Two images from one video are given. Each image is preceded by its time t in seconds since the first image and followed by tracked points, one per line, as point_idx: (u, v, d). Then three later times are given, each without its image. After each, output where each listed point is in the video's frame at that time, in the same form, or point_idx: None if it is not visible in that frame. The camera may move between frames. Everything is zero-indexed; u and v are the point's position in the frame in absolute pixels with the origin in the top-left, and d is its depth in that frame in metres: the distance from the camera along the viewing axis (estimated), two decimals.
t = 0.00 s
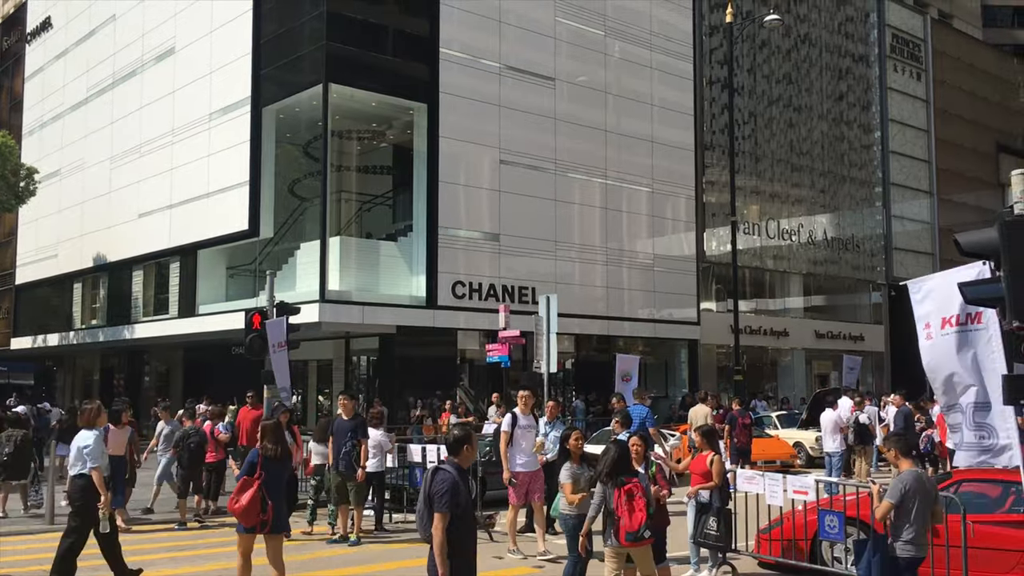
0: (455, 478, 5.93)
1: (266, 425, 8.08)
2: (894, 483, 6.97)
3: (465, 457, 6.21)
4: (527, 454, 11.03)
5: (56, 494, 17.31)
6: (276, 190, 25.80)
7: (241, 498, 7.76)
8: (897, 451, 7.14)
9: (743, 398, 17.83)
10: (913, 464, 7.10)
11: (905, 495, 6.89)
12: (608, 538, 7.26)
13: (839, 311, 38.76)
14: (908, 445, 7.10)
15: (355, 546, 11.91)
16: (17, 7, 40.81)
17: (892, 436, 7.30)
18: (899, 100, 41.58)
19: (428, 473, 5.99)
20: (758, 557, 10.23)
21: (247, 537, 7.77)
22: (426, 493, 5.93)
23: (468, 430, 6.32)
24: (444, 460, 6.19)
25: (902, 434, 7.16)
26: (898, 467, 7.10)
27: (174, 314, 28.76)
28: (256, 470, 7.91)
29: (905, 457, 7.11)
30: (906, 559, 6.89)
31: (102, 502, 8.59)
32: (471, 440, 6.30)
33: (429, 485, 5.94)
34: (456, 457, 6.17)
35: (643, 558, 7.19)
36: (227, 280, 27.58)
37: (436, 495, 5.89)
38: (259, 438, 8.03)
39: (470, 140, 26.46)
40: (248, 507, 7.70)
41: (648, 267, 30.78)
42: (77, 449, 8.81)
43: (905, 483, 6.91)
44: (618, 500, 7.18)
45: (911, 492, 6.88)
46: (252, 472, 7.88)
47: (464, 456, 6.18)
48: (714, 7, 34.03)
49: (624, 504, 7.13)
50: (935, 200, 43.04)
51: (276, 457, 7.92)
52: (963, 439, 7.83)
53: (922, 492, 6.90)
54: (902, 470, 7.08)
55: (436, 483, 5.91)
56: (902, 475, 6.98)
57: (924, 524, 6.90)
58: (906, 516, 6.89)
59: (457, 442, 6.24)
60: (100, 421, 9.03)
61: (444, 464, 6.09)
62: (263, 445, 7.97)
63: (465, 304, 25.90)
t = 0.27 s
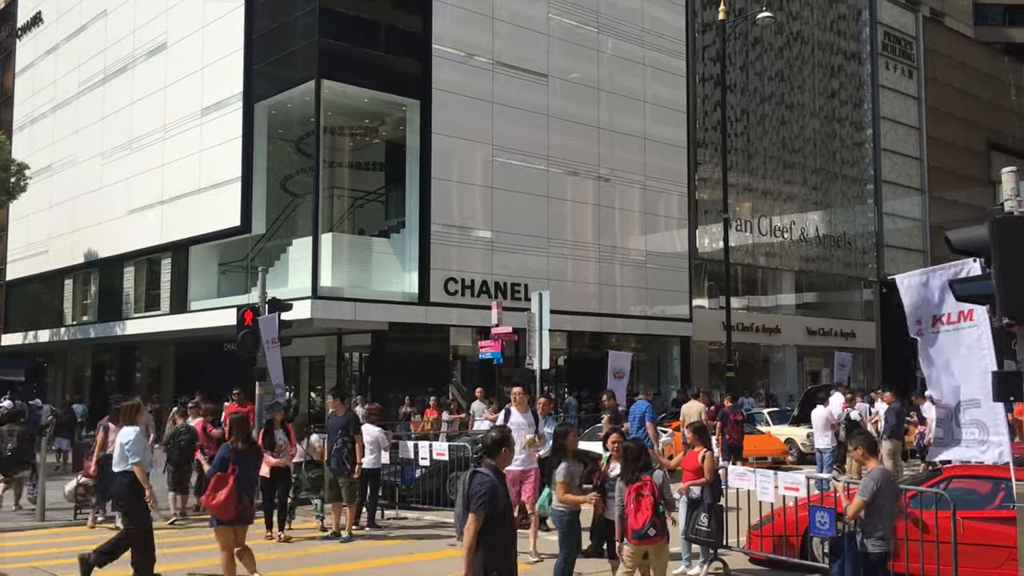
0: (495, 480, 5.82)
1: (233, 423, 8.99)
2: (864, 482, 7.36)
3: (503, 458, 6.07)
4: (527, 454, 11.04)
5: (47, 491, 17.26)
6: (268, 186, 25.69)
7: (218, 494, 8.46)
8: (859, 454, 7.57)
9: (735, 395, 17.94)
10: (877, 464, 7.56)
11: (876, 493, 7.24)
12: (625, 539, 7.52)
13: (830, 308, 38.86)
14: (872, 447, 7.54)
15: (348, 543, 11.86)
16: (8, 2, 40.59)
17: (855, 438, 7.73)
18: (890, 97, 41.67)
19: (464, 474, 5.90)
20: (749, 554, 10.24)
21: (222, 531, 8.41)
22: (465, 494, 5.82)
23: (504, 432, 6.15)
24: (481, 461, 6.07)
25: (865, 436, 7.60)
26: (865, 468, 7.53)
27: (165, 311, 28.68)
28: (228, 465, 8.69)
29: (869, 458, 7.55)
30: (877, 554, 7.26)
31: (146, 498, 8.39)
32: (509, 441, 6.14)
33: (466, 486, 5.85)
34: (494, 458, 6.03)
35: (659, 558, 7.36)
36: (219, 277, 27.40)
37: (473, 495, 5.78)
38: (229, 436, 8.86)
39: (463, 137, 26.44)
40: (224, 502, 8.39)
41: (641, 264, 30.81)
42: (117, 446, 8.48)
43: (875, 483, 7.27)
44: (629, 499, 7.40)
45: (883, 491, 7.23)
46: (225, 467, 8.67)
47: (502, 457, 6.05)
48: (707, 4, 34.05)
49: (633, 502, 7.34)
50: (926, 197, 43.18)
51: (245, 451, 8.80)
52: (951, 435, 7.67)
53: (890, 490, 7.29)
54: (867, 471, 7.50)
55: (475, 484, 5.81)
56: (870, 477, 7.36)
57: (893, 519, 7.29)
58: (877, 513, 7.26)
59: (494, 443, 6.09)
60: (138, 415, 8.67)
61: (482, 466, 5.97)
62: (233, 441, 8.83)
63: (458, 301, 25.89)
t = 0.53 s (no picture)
0: (529, 476, 5.73)
1: (200, 414, 8.91)
2: (828, 474, 7.64)
3: (536, 450, 5.96)
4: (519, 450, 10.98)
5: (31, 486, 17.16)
6: (255, 181, 25.65)
7: (190, 485, 8.42)
8: (822, 444, 7.71)
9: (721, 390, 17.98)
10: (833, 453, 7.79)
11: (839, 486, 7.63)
12: (624, 530, 7.75)
13: (817, 304, 39.02)
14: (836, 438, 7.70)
15: (335, 538, 11.85)
16: None
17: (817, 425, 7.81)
18: (877, 95, 41.84)
19: (497, 471, 5.81)
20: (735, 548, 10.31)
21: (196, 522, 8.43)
22: (498, 490, 5.76)
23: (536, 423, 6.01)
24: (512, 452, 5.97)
25: (831, 426, 7.69)
26: (827, 459, 7.73)
27: (152, 306, 28.56)
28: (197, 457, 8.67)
29: (830, 448, 7.73)
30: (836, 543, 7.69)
31: (166, 492, 8.92)
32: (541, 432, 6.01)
33: (500, 482, 5.78)
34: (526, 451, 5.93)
35: (653, 552, 7.61)
36: (205, 272, 27.51)
37: (508, 493, 5.72)
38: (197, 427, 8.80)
39: (451, 132, 26.41)
40: (197, 493, 8.38)
41: (629, 260, 30.86)
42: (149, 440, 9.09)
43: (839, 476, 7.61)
44: (628, 491, 7.61)
45: (845, 485, 7.64)
46: (195, 459, 8.65)
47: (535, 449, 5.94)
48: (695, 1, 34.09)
49: (633, 495, 7.55)
50: (912, 194, 43.40)
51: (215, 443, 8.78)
52: (935, 429, 7.91)
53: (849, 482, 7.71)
54: (827, 461, 7.72)
55: (509, 481, 5.73)
56: (832, 469, 7.64)
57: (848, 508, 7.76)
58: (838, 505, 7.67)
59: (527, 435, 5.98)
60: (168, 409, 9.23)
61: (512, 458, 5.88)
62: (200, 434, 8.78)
63: (446, 297, 25.88)
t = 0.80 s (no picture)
0: (559, 475, 5.79)
1: (165, 405, 8.79)
2: (785, 467, 7.84)
3: (564, 450, 6.03)
4: (503, 446, 11.06)
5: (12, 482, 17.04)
6: (239, 174, 25.44)
7: (158, 479, 8.63)
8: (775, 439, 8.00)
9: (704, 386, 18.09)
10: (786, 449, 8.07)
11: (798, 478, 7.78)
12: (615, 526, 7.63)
13: (800, 300, 39.21)
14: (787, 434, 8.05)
15: (319, 534, 11.83)
16: None
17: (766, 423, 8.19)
18: (861, 92, 42.05)
19: (528, 473, 5.86)
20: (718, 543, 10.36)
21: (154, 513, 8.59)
22: (530, 492, 5.82)
23: (561, 424, 6.07)
24: (539, 453, 6.02)
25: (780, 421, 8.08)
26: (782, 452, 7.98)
27: (134, 301, 28.39)
28: (163, 449, 8.71)
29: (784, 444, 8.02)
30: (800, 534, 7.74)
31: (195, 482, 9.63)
32: (568, 433, 6.08)
33: (531, 484, 5.82)
34: (554, 452, 6.00)
35: (644, 549, 7.60)
36: (188, 267, 27.09)
37: (541, 495, 5.79)
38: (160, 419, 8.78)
39: (436, 127, 26.37)
40: (162, 487, 8.60)
41: (614, 256, 30.92)
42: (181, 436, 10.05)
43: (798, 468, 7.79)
44: (619, 484, 7.50)
45: (805, 478, 7.80)
46: (161, 452, 8.70)
47: (562, 449, 6.02)
48: None
49: (622, 489, 7.45)
50: (895, 191, 43.67)
51: (178, 435, 8.80)
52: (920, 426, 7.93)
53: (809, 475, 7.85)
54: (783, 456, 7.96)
55: (540, 480, 5.79)
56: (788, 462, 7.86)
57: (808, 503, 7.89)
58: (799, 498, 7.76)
59: (553, 436, 6.03)
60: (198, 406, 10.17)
61: (542, 459, 5.94)
62: (164, 426, 8.76)
63: (430, 292, 25.83)
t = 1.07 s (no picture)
0: (587, 468, 6.37)
1: (121, 404, 8.89)
2: (737, 465, 8.06)
3: (594, 446, 6.58)
4: (480, 444, 10.56)
5: None
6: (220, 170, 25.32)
7: (116, 475, 8.47)
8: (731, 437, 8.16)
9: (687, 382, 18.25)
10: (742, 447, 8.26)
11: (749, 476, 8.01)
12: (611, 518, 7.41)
13: (782, 296, 39.38)
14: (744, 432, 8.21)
15: (302, 531, 11.81)
16: None
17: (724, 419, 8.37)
18: (842, 89, 42.26)
19: (559, 465, 6.42)
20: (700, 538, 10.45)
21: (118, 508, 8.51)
22: (560, 482, 6.41)
23: (593, 420, 6.63)
24: (572, 446, 6.61)
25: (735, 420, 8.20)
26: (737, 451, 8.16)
27: (115, 296, 28.22)
28: (122, 445, 8.68)
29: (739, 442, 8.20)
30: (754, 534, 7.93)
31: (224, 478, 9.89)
32: (599, 429, 6.63)
33: (561, 475, 6.41)
34: (583, 446, 6.56)
35: (643, 541, 7.33)
36: (169, 263, 26.93)
37: (571, 486, 6.35)
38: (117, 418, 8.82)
39: (419, 123, 26.29)
40: (122, 481, 8.45)
41: (597, 252, 30.95)
42: (202, 429, 9.91)
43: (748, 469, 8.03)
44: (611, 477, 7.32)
45: (756, 476, 8.05)
46: (121, 448, 8.66)
47: (593, 446, 6.56)
48: None
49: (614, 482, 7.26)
50: (876, 188, 43.94)
51: (136, 431, 8.85)
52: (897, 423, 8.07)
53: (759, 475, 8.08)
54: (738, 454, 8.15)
55: (569, 472, 6.38)
56: (741, 461, 8.07)
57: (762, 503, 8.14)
58: (751, 496, 7.97)
59: (583, 431, 6.60)
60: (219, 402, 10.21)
61: (573, 452, 6.53)
62: (122, 423, 8.82)
63: (413, 288, 25.77)
